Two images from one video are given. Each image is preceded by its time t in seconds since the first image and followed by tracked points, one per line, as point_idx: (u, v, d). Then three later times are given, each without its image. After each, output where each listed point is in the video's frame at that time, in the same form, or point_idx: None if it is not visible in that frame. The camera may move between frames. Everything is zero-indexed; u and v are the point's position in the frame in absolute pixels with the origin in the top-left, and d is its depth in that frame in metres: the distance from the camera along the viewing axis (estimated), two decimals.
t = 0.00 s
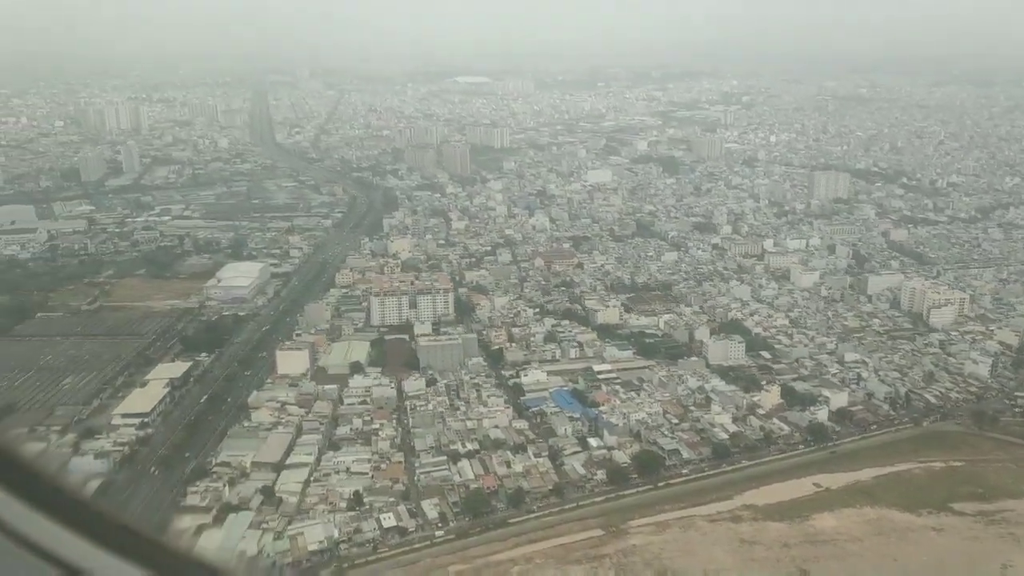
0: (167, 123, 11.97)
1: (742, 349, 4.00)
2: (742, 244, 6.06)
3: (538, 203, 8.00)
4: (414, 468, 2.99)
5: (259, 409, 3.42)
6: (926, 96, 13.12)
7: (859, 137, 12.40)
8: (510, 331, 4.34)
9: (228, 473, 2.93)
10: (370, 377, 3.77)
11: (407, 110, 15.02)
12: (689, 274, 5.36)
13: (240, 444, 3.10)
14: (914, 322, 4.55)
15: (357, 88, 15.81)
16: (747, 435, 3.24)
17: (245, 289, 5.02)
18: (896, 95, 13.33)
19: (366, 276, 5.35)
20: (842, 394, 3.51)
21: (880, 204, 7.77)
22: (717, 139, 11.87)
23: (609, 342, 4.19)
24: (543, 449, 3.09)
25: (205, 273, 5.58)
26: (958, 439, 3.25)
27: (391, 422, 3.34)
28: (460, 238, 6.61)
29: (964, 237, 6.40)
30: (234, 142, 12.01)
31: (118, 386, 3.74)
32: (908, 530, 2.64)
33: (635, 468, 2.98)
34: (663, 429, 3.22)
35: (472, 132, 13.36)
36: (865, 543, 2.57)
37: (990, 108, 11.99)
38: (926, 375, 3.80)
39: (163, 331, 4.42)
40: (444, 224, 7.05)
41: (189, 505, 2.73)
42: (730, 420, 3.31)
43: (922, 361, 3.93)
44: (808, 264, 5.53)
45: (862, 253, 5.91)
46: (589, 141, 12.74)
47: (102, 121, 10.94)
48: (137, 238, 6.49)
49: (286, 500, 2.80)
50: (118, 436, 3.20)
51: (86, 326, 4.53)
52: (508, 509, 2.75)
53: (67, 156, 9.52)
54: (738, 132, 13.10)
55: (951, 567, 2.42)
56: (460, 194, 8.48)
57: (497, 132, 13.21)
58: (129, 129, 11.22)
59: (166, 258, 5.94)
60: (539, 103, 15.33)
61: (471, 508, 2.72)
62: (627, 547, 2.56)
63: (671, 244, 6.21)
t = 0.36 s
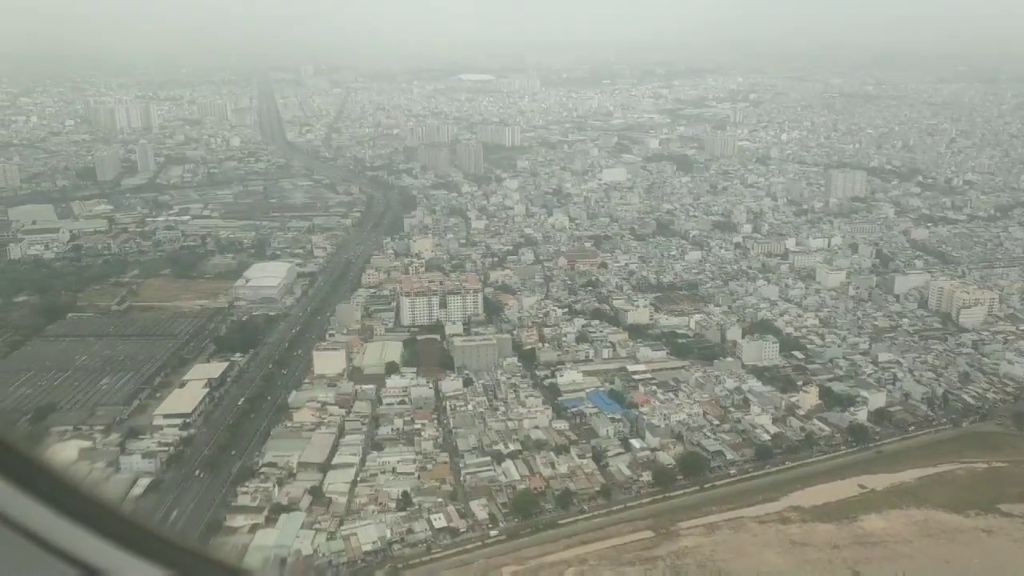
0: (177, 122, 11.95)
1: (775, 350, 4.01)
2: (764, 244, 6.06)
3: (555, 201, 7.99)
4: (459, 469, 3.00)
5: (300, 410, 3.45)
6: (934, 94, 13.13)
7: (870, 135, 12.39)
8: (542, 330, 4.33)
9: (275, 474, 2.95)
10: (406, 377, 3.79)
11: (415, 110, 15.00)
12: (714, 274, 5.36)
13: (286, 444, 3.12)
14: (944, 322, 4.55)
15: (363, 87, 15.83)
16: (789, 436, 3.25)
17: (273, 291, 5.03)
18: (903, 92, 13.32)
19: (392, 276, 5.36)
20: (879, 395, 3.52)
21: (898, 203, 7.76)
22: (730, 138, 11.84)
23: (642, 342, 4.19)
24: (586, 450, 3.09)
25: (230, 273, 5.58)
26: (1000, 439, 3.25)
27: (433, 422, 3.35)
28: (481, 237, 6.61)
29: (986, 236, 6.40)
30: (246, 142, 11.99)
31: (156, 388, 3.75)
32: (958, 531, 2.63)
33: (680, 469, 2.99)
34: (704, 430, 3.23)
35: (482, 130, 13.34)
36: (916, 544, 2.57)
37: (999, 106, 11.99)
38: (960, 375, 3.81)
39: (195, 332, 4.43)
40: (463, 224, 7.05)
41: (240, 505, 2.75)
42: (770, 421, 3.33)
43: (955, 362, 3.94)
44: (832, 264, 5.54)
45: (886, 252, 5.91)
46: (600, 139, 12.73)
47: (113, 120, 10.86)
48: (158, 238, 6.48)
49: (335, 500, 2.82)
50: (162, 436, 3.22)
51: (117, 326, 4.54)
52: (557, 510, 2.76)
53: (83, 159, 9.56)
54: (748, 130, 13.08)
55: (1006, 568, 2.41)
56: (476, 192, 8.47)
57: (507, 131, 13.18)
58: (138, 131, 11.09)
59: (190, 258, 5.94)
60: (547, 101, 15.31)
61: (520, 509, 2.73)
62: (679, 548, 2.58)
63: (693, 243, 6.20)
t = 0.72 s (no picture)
0: (188, 122, 11.99)
1: (813, 352, 4.02)
2: (790, 244, 6.07)
3: (575, 200, 7.98)
4: (511, 471, 3.01)
5: (346, 413, 3.46)
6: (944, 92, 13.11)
7: (881, 133, 12.37)
8: (577, 332, 4.33)
9: (329, 478, 2.98)
10: (447, 379, 3.80)
11: (425, 108, 15.08)
12: (743, 275, 5.36)
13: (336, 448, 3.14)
14: (977, 321, 4.56)
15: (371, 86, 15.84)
16: (835, 439, 3.26)
17: (306, 294, 5.04)
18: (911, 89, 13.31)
19: (421, 279, 5.37)
20: (921, 397, 3.53)
21: (918, 202, 7.76)
22: (744, 137, 11.79)
23: (679, 343, 4.20)
24: (636, 453, 3.11)
25: (259, 276, 5.59)
26: None
27: (479, 424, 3.36)
28: (505, 237, 6.61)
29: (1009, 235, 6.39)
30: (259, 142, 12.00)
31: (199, 392, 3.77)
32: (1014, 533, 2.63)
33: (730, 472, 3.01)
34: (751, 433, 3.25)
35: (494, 129, 13.32)
36: (973, 545, 2.57)
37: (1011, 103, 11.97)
38: (999, 375, 3.82)
39: (231, 335, 4.45)
40: (486, 224, 7.04)
41: (298, 508, 2.78)
42: (815, 424, 3.35)
43: (993, 362, 3.95)
44: (860, 263, 5.55)
45: (911, 252, 5.91)
46: (612, 138, 12.71)
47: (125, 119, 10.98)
48: (183, 239, 6.48)
49: (390, 503, 2.83)
50: (212, 441, 3.24)
51: (153, 329, 4.55)
52: (612, 513, 2.77)
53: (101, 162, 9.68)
54: (760, 129, 13.06)
55: None
56: (494, 192, 8.47)
57: (520, 130, 13.16)
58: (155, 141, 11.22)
59: (218, 260, 5.95)
60: (556, 101, 15.29)
61: (576, 512, 2.75)
62: (737, 552, 2.59)
63: (718, 244, 6.19)
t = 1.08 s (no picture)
0: (200, 123, 12.06)
1: (851, 356, 4.03)
2: (815, 247, 6.08)
3: (595, 201, 7.98)
4: (561, 475, 3.01)
5: (391, 416, 3.47)
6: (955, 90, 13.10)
7: (895, 132, 12.36)
8: (613, 333, 4.33)
9: (381, 481, 2.99)
10: (488, 381, 3.81)
11: (436, 110, 15.10)
12: (773, 278, 5.36)
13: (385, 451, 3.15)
14: (1011, 323, 4.56)
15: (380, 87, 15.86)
16: (881, 443, 3.27)
17: (338, 298, 5.06)
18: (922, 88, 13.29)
19: (451, 281, 5.38)
20: (964, 401, 3.54)
21: (939, 203, 7.75)
22: (761, 137, 11.77)
23: (716, 346, 4.21)
24: (685, 457, 3.12)
25: (288, 279, 5.60)
26: None
27: (525, 428, 3.37)
28: (529, 238, 6.62)
29: None
30: (273, 143, 12.04)
31: (241, 396, 3.78)
32: None
33: (781, 477, 3.02)
34: (798, 437, 3.25)
35: (507, 130, 13.31)
36: None
37: None
38: None
39: (268, 338, 4.46)
40: (509, 225, 7.04)
41: (353, 512, 2.79)
42: (860, 428, 3.36)
43: None
44: (888, 265, 5.55)
45: (938, 253, 5.91)
46: (626, 138, 12.70)
47: (137, 120, 11.01)
48: (209, 242, 6.50)
49: (444, 506, 2.84)
50: (261, 444, 3.26)
51: (188, 331, 4.57)
52: (666, 517, 2.78)
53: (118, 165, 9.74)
54: (773, 129, 13.05)
55: None
56: (513, 194, 8.48)
57: (534, 131, 13.15)
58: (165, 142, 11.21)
59: (245, 263, 5.96)
60: (565, 101, 15.30)
61: (631, 516, 2.75)
62: (794, 556, 2.60)
63: (743, 245, 6.19)
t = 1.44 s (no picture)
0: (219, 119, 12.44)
1: (894, 358, 4.04)
2: (847, 249, 6.09)
3: (622, 199, 8.00)
4: (616, 475, 3.02)
5: (440, 415, 3.49)
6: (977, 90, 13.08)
7: (917, 132, 12.34)
8: (655, 334, 4.32)
9: (437, 479, 3.01)
10: (533, 380, 3.82)
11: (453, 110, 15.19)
12: (808, 281, 5.38)
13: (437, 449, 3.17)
14: None
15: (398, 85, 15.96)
16: (932, 445, 3.28)
17: (375, 296, 5.09)
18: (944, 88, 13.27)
19: (486, 279, 5.40)
20: (1013, 404, 3.55)
21: (968, 204, 7.74)
22: (784, 136, 11.74)
23: (758, 348, 4.23)
24: (738, 460, 3.14)
25: (322, 276, 5.63)
26: None
27: (575, 427, 3.36)
28: (559, 236, 6.63)
29: None
30: (294, 141, 12.07)
31: (289, 393, 3.81)
32: None
33: (834, 479, 3.03)
34: (849, 440, 3.27)
35: (527, 128, 13.25)
36: None
37: None
38: None
39: (309, 335, 4.50)
40: (538, 224, 7.02)
41: (413, 510, 2.82)
42: (910, 429, 3.38)
43: None
44: (923, 267, 5.56)
45: (972, 255, 5.92)
46: (647, 136, 12.67)
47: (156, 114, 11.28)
48: (240, 238, 6.53)
49: (501, 504, 2.85)
50: (314, 443, 3.29)
51: (229, 328, 4.61)
52: (724, 519, 2.80)
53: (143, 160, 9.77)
54: (794, 128, 12.98)
55: None
56: (539, 191, 8.50)
57: (554, 129, 13.07)
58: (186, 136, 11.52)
59: (279, 260, 5.99)
60: (584, 101, 15.35)
61: (690, 518, 2.77)
62: (853, 558, 2.59)
63: (775, 245, 6.25)
